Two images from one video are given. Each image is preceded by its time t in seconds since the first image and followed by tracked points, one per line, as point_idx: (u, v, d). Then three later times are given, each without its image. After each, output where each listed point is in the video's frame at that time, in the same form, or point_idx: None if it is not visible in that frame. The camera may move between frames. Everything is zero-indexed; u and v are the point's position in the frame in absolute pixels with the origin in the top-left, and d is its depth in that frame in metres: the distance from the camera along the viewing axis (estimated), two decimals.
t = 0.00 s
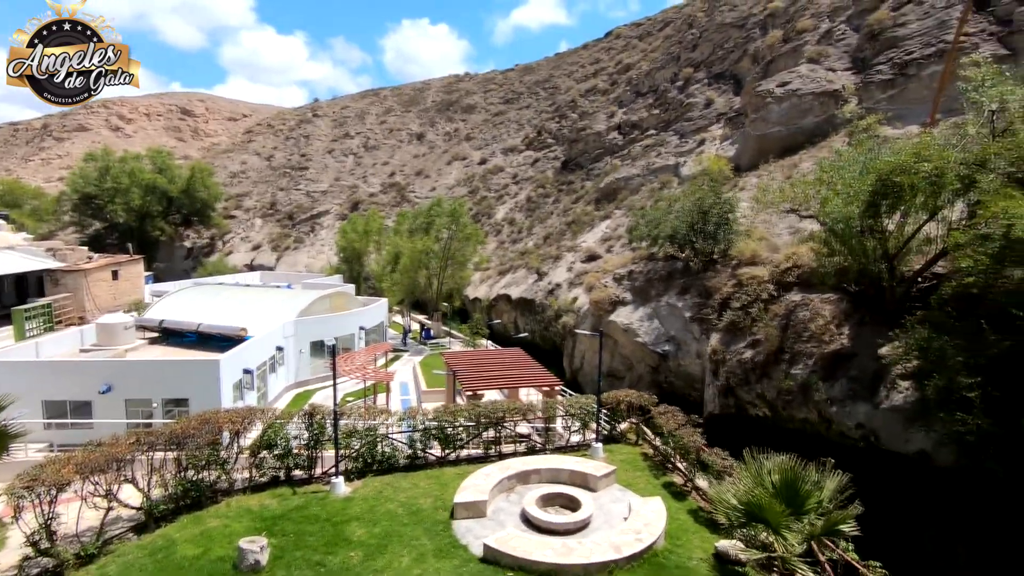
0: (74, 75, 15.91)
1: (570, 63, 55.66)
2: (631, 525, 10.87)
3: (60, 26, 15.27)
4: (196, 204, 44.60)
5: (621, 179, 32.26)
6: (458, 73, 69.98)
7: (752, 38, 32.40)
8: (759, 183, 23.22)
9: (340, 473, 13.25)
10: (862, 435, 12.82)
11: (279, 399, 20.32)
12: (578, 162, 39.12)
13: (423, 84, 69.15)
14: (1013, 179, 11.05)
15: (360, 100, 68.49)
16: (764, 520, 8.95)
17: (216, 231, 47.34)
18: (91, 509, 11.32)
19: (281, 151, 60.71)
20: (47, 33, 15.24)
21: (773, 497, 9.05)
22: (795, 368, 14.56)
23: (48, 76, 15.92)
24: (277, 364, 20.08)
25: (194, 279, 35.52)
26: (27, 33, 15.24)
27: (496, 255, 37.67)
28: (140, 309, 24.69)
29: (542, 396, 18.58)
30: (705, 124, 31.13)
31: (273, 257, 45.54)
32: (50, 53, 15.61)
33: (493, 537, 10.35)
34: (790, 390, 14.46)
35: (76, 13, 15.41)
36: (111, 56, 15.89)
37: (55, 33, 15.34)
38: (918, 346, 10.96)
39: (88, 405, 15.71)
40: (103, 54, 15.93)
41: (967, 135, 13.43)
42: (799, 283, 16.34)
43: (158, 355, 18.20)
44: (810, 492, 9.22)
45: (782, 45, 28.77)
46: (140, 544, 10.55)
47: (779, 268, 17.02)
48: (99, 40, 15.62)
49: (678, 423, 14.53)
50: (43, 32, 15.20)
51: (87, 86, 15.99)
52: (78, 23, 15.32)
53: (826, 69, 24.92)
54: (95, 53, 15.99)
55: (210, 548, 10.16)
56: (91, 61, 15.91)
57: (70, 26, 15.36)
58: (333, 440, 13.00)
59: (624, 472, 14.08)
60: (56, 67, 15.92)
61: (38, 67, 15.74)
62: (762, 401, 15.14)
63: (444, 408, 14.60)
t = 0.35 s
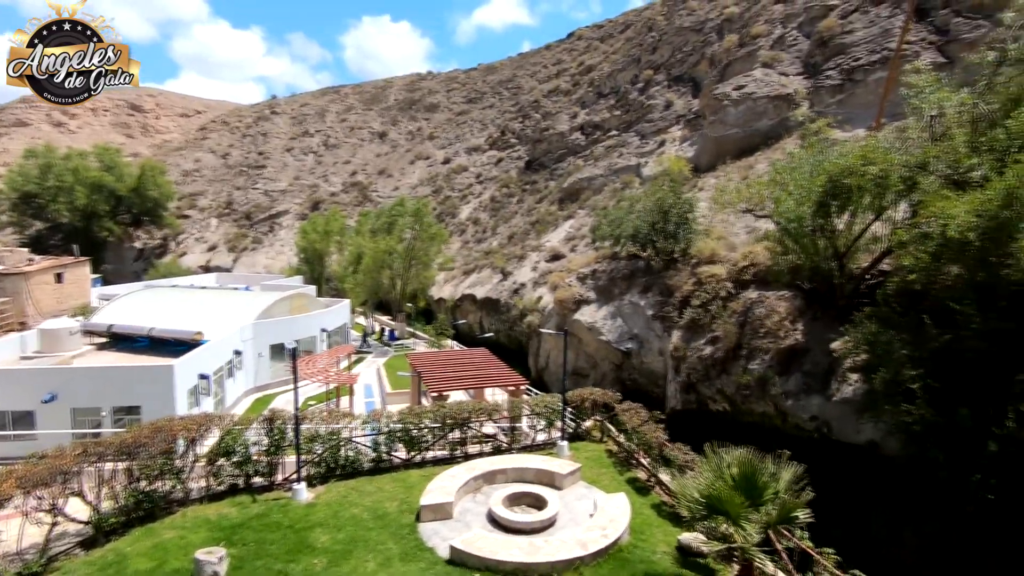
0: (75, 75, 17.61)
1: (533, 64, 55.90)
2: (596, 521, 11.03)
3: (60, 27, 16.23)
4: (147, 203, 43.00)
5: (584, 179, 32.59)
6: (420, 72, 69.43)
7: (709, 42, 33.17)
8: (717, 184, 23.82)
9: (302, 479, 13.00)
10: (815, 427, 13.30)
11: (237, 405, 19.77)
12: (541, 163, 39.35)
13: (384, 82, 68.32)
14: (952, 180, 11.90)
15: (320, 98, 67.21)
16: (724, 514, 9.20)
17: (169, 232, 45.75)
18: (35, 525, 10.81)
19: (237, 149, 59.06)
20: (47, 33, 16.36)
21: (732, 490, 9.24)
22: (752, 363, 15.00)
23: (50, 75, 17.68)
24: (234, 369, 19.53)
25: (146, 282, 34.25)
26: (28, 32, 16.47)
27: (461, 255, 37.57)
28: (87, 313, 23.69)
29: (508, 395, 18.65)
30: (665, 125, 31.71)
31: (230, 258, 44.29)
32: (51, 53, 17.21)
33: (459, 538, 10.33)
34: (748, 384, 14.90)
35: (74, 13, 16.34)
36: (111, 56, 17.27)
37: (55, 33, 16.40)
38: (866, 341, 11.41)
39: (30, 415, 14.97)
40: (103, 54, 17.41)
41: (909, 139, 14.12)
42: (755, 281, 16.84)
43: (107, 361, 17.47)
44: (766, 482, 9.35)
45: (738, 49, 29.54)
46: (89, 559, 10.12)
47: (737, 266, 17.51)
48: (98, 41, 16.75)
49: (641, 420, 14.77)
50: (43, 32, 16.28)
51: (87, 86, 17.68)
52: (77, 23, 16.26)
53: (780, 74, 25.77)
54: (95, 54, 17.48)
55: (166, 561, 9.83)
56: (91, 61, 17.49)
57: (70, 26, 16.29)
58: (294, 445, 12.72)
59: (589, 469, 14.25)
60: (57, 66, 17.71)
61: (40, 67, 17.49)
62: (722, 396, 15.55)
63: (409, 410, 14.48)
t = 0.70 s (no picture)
0: (75, 74, 20.13)
1: (500, 63, 55.91)
2: (567, 520, 11.12)
3: (63, 29, 18.91)
4: (99, 203, 41.45)
5: (552, 179, 32.77)
6: (386, 70, 68.71)
7: (672, 44, 33.72)
8: (681, 184, 24.23)
9: (267, 485, 12.72)
10: (777, 421, 13.66)
11: (198, 411, 19.23)
12: (509, 162, 39.39)
13: (349, 80, 67.35)
14: (901, 182, 12.53)
15: (282, 95, 65.88)
16: (690, 507, 9.27)
17: (124, 232, 44.21)
18: None
19: (195, 146, 57.42)
20: (52, 35, 19.05)
21: (698, 485, 9.36)
22: (716, 360, 15.33)
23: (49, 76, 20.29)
24: (194, 374, 18.98)
25: (99, 284, 33.05)
26: (30, 32, 19.05)
27: (428, 255, 37.36)
28: (35, 318, 22.69)
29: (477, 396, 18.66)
30: (631, 126, 32.11)
31: (189, 259, 43.06)
32: (53, 54, 19.81)
33: (429, 541, 10.27)
34: (713, 380, 15.22)
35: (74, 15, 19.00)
36: (110, 57, 19.72)
37: (59, 35, 19.10)
38: (824, 337, 11.78)
39: None
40: (103, 54, 19.72)
41: (862, 142, 14.62)
42: (719, 279, 17.21)
43: (58, 368, 16.76)
44: (731, 477, 9.56)
45: (700, 52, 30.11)
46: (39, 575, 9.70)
47: (701, 265, 17.86)
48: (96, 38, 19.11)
49: (610, 418, 14.93)
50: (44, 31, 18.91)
51: (86, 84, 20.06)
52: (76, 23, 18.92)
53: (740, 77, 26.40)
54: (96, 55, 19.84)
55: (123, 574, 9.50)
56: (92, 62, 19.78)
57: (72, 28, 18.99)
58: (257, 451, 12.42)
59: (558, 468, 14.34)
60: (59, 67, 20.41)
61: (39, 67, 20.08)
62: (688, 392, 15.85)
63: (377, 413, 14.33)
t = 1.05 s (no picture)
0: (76, 75, 21.69)
1: (462, 62, 55.67)
2: (533, 518, 11.19)
3: (62, 28, 19.29)
4: (41, 202, 39.54)
5: (515, 179, 32.83)
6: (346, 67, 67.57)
7: (633, 46, 34.18)
8: (642, 183, 24.61)
9: (225, 493, 12.38)
10: (736, 414, 14.04)
11: (151, 418, 18.54)
12: (472, 161, 39.28)
13: (308, 77, 65.98)
14: (849, 182, 13.05)
15: (238, 91, 64.08)
16: (652, 501, 9.39)
17: (68, 233, 42.30)
18: None
19: (145, 142, 55.31)
20: (49, 35, 19.68)
21: (660, 478, 9.49)
22: (678, 356, 15.65)
23: (52, 75, 22.13)
24: (147, 380, 18.30)
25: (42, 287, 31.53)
26: (31, 32, 19.84)
27: (392, 255, 36.98)
28: None
29: (442, 396, 18.57)
30: (593, 126, 32.41)
31: (140, 260, 41.55)
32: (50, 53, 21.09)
33: (395, 544, 10.17)
34: (674, 376, 15.53)
35: (73, 15, 19.28)
36: (111, 56, 20.61)
37: (57, 34, 19.61)
38: (779, 332, 12.22)
39: None
40: (103, 54, 20.71)
41: (813, 143, 15.17)
42: (679, 277, 17.57)
43: None
44: (692, 470, 9.70)
45: (660, 54, 30.63)
46: None
47: (662, 264, 18.20)
48: (94, 37, 19.45)
49: (574, 415, 15.05)
50: (46, 32, 19.52)
51: (88, 85, 21.39)
52: (75, 24, 19.19)
53: (698, 79, 27.00)
54: (95, 54, 20.88)
55: None
56: (92, 62, 20.91)
57: (70, 27, 19.28)
58: (214, 459, 12.08)
59: (524, 466, 14.39)
60: (62, 66, 22.20)
61: (44, 67, 21.92)
62: (650, 388, 16.12)
63: (340, 416, 14.12)
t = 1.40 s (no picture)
0: (74, 76, 23.49)
1: (423, 61, 55.25)
2: (498, 519, 11.20)
3: (62, 27, 20.21)
4: None
5: (477, 179, 32.75)
6: (303, 64, 66.17)
7: (592, 48, 34.55)
8: (602, 184, 24.91)
9: (178, 505, 11.95)
10: (695, 410, 14.35)
11: (97, 429, 17.72)
12: (434, 161, 39.01)
13: (263, 73, 64.31)
14: (800, 183, 13.45)
15: (189, 86, 61.93)
16: (615, 498, 9.51)
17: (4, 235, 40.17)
18: None
19: (89, 139, 52.97)
20: (48, 32, 20.70)
21: (622, 476, 9.61)
22: (639, 354, 15.94)
23: (51, 74, 23.59)
24: (92, 388, 17.49)
25: None
26: (32, 32, 20.87)
27: (352, 256, 36.45)
28: None
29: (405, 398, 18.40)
30: (554, 127, 32.60)
31: (84, 263, 39.91)
32: (46, 51, 22.06)
33: (357, 550, 10.01)
34: (636, 374, 15.82)
35: (74, 16, 20.22)
36: (111, 57, 22.10)
37: (56, 32, 20.60)
38: (735, 329, 12.60)
39: None
40: (103, 55, 22.10)
41: (765, 146, 15.64)
42: (639, 276, 17.86)
43: None
44: (653, 466, 9.86)
45: (619, 57, 31.08)
46: None
47: (622, 263, 18.46)
48: (94, 38, 20.27)
49: (538, 415, 15.11)
50: (47, 31, 20.46)
51: (87, 85, 22.85)
52: (76, 24, 20.22)
53: (656, 82, 27.53)
54: (95, 54, 22.18)
55: None
56: (92, 62, 22.12)
57: (71, 26, 20.25)
58: (166, 469, 11.66)
59: (488, 467, 14.37)
60: (61, 66, 23.75)
61: (44, 68, 23.34)
62: (612, 386, 16.39)
63: (299, 421, 13.81)
